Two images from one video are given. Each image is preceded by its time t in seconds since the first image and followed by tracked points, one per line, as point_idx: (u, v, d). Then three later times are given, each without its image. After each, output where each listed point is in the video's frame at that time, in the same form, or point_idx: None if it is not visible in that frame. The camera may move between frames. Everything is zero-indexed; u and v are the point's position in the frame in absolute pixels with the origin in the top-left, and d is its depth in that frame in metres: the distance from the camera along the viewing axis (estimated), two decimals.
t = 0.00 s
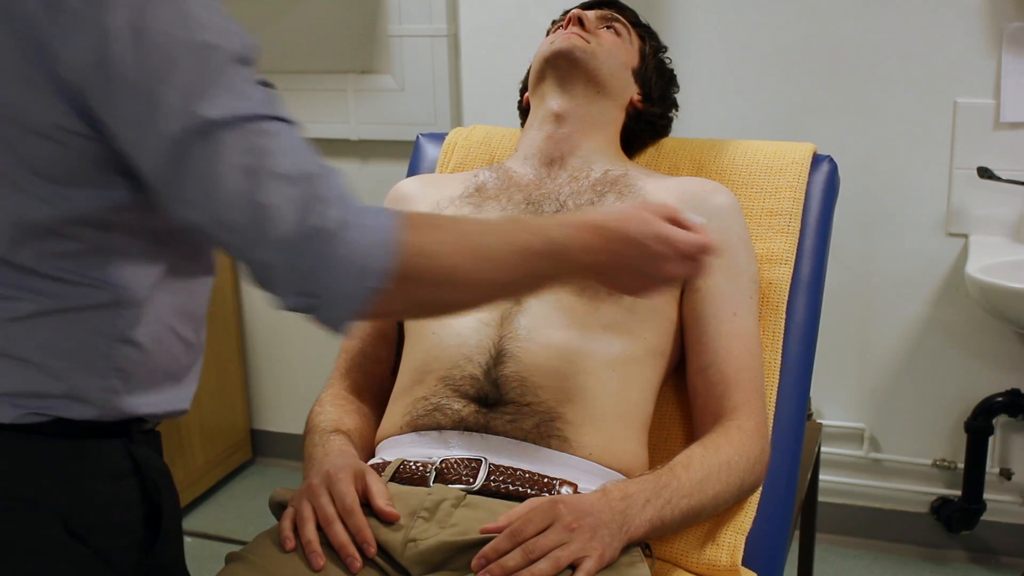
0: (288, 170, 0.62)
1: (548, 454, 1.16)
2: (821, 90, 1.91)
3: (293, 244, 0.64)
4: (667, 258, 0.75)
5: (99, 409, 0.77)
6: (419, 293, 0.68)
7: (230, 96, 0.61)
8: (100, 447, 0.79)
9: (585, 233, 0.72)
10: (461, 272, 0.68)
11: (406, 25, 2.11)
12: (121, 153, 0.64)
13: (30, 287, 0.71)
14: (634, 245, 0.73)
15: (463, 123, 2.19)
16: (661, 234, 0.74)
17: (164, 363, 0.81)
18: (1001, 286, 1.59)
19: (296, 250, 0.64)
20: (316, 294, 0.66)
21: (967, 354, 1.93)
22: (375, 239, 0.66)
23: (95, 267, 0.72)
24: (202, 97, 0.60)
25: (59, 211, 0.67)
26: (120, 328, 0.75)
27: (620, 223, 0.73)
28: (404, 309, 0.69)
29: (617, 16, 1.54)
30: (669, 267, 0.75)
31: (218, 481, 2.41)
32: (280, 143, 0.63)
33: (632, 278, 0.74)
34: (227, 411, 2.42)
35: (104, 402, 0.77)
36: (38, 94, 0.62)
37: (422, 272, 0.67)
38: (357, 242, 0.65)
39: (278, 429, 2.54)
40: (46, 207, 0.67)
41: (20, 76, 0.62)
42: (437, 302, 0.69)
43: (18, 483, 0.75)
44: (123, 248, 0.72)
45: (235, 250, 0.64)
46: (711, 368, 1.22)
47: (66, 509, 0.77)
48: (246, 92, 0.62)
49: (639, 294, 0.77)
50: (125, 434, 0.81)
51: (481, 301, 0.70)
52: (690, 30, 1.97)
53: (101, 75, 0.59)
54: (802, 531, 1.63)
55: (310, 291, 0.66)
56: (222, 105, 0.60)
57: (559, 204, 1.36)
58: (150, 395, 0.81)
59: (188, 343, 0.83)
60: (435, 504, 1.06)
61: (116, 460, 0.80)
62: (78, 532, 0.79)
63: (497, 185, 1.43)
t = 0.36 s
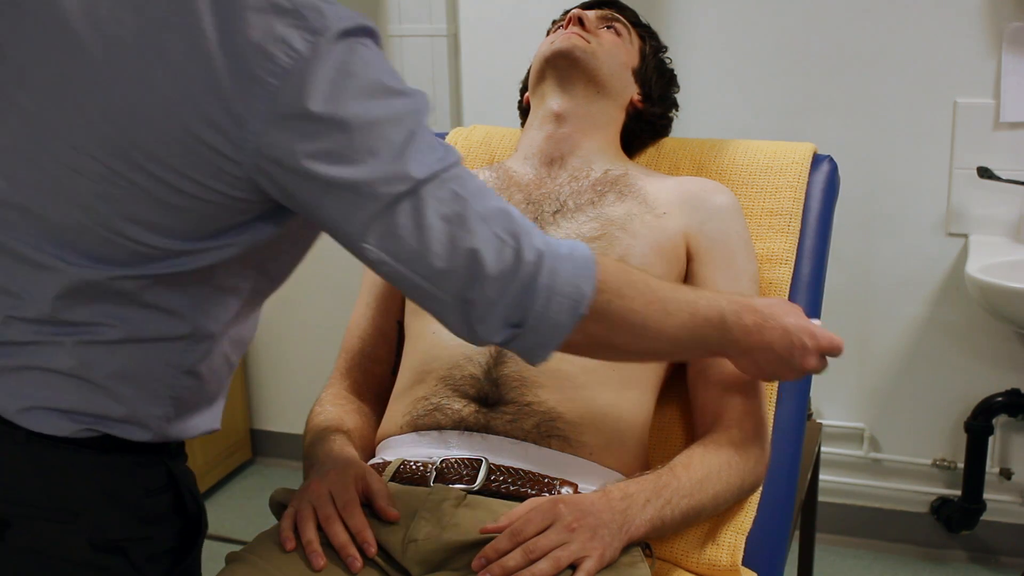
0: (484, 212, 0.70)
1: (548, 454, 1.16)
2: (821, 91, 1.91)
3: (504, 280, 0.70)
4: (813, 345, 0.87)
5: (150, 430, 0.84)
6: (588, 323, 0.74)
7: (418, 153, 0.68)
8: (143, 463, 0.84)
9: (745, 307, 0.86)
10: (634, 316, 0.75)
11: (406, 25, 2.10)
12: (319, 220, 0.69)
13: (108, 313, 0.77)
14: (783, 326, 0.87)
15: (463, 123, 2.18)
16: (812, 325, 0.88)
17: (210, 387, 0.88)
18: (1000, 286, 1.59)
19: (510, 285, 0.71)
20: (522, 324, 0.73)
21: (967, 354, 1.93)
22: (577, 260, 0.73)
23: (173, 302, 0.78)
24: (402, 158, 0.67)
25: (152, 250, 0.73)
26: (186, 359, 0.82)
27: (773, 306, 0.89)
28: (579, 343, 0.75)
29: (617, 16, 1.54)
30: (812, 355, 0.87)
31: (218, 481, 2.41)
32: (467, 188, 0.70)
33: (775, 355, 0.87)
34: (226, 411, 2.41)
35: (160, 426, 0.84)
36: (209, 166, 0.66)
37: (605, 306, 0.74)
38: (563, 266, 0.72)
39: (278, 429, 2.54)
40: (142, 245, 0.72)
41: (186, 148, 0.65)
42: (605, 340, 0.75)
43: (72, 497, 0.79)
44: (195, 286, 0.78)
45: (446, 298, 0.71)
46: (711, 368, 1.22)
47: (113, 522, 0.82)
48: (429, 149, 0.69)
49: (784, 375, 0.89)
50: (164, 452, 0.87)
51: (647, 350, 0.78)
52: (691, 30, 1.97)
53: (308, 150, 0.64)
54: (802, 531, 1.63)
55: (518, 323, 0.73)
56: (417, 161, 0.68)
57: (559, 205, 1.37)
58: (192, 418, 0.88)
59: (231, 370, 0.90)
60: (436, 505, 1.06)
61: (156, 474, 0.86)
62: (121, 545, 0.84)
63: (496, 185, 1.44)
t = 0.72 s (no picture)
0: (538, 233, 0.72)
1: (549, 454, 1.15)
2: (821, 91, 1.91)
3: (559, 297, 0.72)
4: (829, 363, 1.02)
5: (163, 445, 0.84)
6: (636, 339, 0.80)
7: (475, 175, 0.70)
8: (151, 470, 0.84)
9: (775, 329, 0.99)
10: (682, 335, 0.83)
11: (406, 25, 2.11)
12: (372, 241, 0.70)
13: (132, 326, 0.77)
14: (807, 346, 1.01)
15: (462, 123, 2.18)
16: (830, 346, 1.03)
17: (225, 401, 0.88)
18: (1001, 286, 1.59)
19: (564, 303, 0.73)
20: (572, 341, 0.75)
21: (967, 354, 1.93)
22: (623, 279, 0.77)
23: (197, 318, 0.78)
24: (462, 181, 0.68)
25: (182, 266, 0.73)
26: (202, 376, 0.82)
27: (795, 329, 1.03)
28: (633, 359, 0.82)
29: (617, 16, 1.54)
30: (831, 373, 1.02)
31: (219, 480, 2.41)
32: (520, 210, 0.72)
33: (801, 374, 1.00)
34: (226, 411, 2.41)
35: (172, 441, 0.84)
36: (258, 185, 0.66)
37: (654, 324, 0.80)
38: (610, 284, 0.75)
39: (278, 429, 2.54)
40: (175, 259, 0.72)
41: (238, 169, 0.65)
42: (660, 358, 0.83)
43: (81, 502, 0.79)
44: (219, 305, 0.78)
45: (502, 318, 0.72)
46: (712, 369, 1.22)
47: (121, 528, 0.82)
48: (483, 172, 0.71)
49: (807, 393, 1.02)
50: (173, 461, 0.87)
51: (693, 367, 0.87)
52: (690, 30, 1.97)
53: (369, 172, 0.65)
54: (802, 531, 1.63)
55: (568, 340, 0.75)
56: (475, 183, 0.69)
57: (559, 204, 1.37)
58: (206, 431, 0.88)
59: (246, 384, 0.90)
60: (437, 506, 1.06)
61: (163, 485, 0.86)
62: (128, 550, 0.83)
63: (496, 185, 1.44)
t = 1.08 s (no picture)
0: (540, 232, 0.72)
1: (549, 455, 1.15)
2: (821, 91, 1.91)
3: (561, 296, 0.72)
4: (819, 355, 1.02)
5: (163, 446, 0.83)
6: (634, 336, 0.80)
7: (476, 175, 0.70)
8: (149, 471, 0.84)
9: (765, 323, 1.00)
10: (678, 332, 0.84)
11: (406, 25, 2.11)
12: (373, 241, 0.70)
13: (130, 326, 0.77)
14: (797, 338, 1.01)
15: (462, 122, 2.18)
16: (819, 338, 1.04)
17: (225, 401, 0.88)
18: (1001, 286, 1.59)
19: (566, 301, 0.73)
20: (573, 340, 0.75)
21: (967, 354, 1.93)
22: (623, 277, 0.77)
23: (196, 318, 0.78)
24: (464, 179, 0.68)
25: (181, 267, 0.73)
26: (200, 377, 0.82)
27: (785, 322, 1.03)
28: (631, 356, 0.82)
29: (617, 16, 1.54)
30: (821, 365, 1.02)
31: (219, 481, 2.41)
32: (521, 209, 0.72)
33: (793, 367, 1.00)
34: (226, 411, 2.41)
35: (171, 441, 0.83)
36: (260, 187, 0.66)
37: (654, 321, 0.81)
38: (610, 282, 0.75)
39: (278, 429, 2.54)
40: (175, 259, 0.72)
41: (238, 169, 0.65)
42: (657, 355, 0.83)
43: (80, 504, 0.79)
44: (220, 307, 0.78)
45: (503, 316, 0.72)
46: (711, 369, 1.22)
47: (120, 529, 0.82)
48: (483, 172, 0.71)
49: (799, 385, 1.02)
50: (172, 462, 0.87)
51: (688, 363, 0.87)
52: (691, 30, 1.97)
53: (371, 172, 0.65)
54: (802, 531, 1.63)
55: (570, 339, 0.75)
56: (477, 182, 0.69)
57: (559, 205, 1.37)
58: (206, 430, 0.88)
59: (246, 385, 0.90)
60: (436, 506, 1.06)
61: (162, 485, 0.86)
62: (128, 550, 0.84)
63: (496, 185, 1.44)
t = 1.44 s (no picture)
0: (537, 229, 0.72)
1: (548, 454, 1.15)
2: (821, 92, 1.91)
3: (558, 293, 0.72)
4: (815, 352, 1.02)
5: (162, 446, 0.83)
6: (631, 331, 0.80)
7: (472, 172, 0.70)
8: (150, 470, 0.84)
9: (762, 320, 1.00)
10: (675, 328, 0.83)
11: (406, 25, 2.10)
12: (369, 238, 0.69)
13: (129, 325, 0.77)
14: (793, 335, 1.01)
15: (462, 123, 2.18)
16: (815, 335, 1.04)
17: (223, 399, 0.88)
18: (1001, 286, 1.59)
19: (562, 298, 0.73)
20: (570, 336, 0.75)
21: (967, 354, 1.93)
22: (620, 274, 0.77)
23: (193, 316, 0.78)
24: (459, 176, 0.68)
25: (178, 265, 0.73)
26: (199, 376, 0.82)
27: (782, 320, 1.03)
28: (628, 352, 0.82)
29: (617, 16, 1.54)
30: (817, 362, 1.02)
31: (219, 481, 2.41)
32: (517, 206, 0.72)
33: (790, 365, 1.00)
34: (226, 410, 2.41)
35: (170, 440, 0.83)
36: (257, 185, 0.66)
37: (651, 317, 0.81)
38: (607, 279, 0.75)
39: (278, 429, 2.54)
40: (172, 258, 0.72)
41: (236, 167, 0.65)
42: (653, 351, 0.83)
43: (79, 503, 0.79)
44: (218, 305, 0.78)
45: (500, 313, 0.72)
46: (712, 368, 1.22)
47: (120, 528, 0.82)
48: (479, 169, 0.71)
49: (796, 382, 1.02)
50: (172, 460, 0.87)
51: (684, 359, 0.87)
52: (691, 31, 1.97)
53: (366, 169, 0.65)
54: (802, 531, 1.63)
55: (567, 336, 0.75)
56: (472, 179, 0.69)
57: (559, 205, 1.37)
58: (204, 428, 0.88)
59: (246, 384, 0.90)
60: (437, 506, 1.06)
61: (163, 484, 0.86)
62: (128, 549, 0.84)
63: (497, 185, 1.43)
